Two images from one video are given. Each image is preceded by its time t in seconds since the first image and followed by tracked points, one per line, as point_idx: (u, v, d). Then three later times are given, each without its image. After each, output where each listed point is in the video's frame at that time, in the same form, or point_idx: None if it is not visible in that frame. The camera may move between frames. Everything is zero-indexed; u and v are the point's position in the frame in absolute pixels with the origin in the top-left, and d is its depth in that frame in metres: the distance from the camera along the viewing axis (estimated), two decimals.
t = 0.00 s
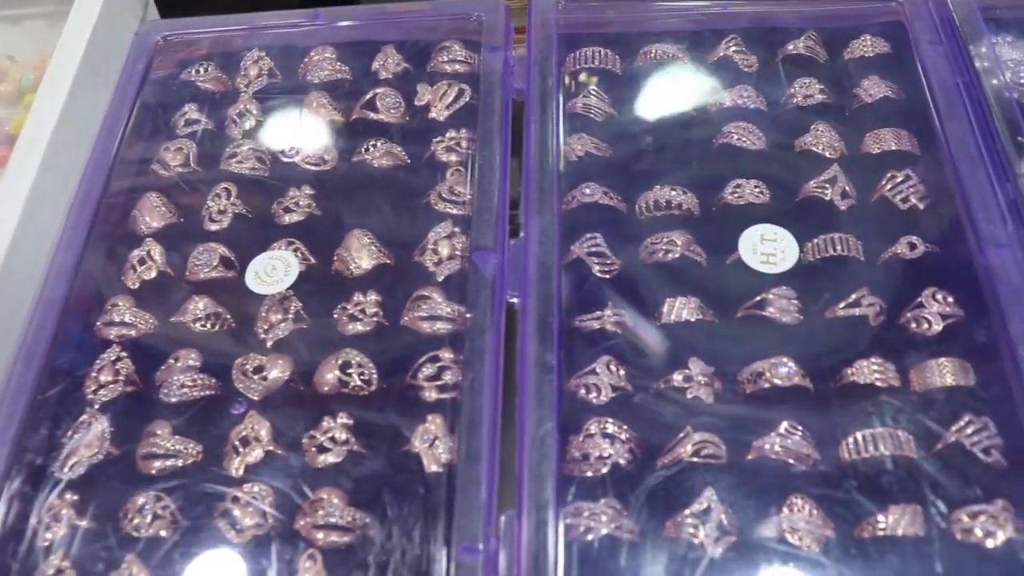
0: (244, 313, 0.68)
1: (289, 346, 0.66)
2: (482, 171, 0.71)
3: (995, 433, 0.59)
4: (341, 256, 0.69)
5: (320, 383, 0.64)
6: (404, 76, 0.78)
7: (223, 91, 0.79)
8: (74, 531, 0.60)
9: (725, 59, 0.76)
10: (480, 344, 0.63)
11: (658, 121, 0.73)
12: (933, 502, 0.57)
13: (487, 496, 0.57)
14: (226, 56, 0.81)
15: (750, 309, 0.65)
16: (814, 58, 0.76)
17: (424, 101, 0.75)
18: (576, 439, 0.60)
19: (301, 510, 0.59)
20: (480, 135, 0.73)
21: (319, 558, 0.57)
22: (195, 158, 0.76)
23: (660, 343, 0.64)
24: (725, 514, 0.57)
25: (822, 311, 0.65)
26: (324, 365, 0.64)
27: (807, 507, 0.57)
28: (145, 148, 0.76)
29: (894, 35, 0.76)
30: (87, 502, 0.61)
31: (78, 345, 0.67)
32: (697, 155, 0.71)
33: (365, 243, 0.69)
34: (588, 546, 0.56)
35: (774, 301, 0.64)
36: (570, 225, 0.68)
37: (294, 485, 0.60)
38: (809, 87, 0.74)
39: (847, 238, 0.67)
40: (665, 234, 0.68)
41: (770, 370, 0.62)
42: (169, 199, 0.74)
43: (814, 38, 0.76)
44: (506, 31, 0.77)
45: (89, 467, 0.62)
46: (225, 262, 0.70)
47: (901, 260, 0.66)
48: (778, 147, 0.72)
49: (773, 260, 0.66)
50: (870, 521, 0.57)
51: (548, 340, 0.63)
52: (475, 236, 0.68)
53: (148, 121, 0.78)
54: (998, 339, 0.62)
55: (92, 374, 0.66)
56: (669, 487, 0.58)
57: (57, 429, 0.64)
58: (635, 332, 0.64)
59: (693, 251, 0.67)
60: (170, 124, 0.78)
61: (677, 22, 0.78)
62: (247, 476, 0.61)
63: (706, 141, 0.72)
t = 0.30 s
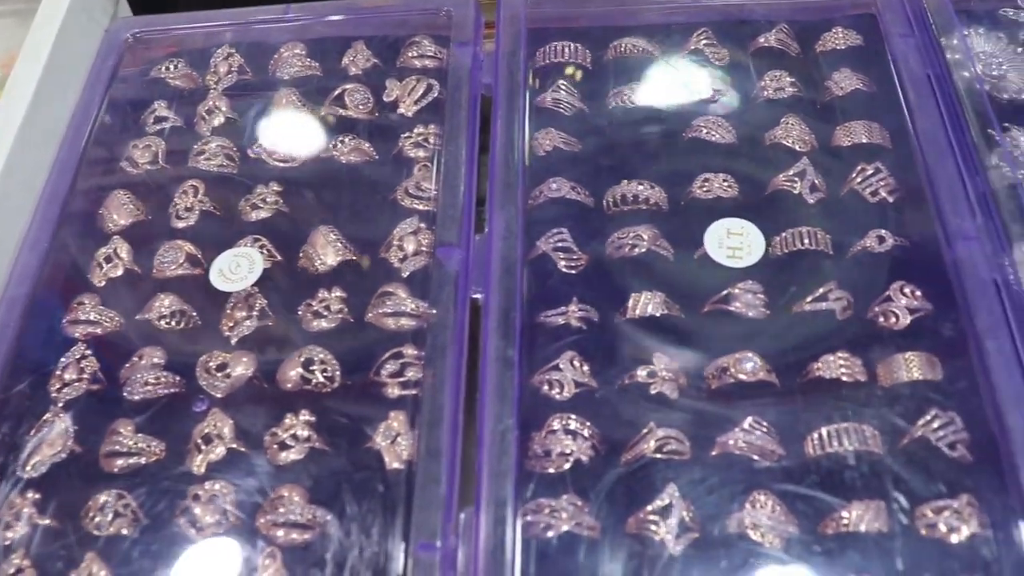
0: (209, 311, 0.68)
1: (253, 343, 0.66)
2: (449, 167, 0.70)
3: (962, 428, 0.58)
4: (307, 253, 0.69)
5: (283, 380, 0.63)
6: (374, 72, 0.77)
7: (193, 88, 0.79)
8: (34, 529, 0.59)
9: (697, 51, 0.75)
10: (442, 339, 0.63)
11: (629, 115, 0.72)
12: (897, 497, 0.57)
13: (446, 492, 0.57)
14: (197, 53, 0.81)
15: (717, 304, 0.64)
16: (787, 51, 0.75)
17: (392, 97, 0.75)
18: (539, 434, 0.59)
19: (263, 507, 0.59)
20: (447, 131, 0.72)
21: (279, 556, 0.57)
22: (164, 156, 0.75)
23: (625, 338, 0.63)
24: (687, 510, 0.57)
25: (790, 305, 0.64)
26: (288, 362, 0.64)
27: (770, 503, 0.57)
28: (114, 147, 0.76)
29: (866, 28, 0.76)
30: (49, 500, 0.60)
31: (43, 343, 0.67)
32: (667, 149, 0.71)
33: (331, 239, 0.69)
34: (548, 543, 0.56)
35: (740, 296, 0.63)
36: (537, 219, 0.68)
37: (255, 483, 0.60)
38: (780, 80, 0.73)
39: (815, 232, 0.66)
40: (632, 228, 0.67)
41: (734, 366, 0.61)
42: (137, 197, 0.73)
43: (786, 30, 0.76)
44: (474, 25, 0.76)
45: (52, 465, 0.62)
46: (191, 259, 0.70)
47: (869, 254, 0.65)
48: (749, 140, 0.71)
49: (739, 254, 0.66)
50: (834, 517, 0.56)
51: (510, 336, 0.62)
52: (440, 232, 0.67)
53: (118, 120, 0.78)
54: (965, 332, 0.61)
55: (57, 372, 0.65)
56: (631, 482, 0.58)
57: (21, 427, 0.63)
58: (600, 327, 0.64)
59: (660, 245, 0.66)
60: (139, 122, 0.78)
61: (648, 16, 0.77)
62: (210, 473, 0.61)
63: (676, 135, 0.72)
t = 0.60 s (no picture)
0: (169, 304, 0.68)
1: (212, 337, 0.66)
2: (410, 159, 0.70)
3: (922, 423, 0.57)
4: (267, 246, 0.68)
5: (240, 373, 0.63)
6: (339, 64, 0.77)
7: (159, 82, 0.78)
8: None
9: (664, 42, 0.74)
10: (397, 331, 0.62)
11: (595, 107, 0.72)
12: (855, 493, 0.56)
13: (396, 485, 0.57)
14: (163, 46, 0.80)
15: (676, 297, 0.63)
16: (753, 42, 0.74)
17: (356, 89, 0.75)
18: (494, 428, 0.59)
19: (215, 502, 0.58)
20: (409, 123, 0.72)
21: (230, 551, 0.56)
22: (128, 150, 0.75)
23: (583, 332, 0.62)
24: (641, 506, 0.56)
25: (751, 299, 0.63)
26: (244, 355, 0.64)
27: (725, 498, 0.56)
28: (78, 140, 0.76)
29: (836, 17, 0.75)
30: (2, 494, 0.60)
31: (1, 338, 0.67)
32: (632, 141, 0.70)
33: (291, 232, 0.68)
34: (499, 538, 0.55)
35: (700, 289, 0.63)
36: (499, 210, 0.67)
37: (208, 477, 0.60)
38: (747, 71, 0.73)
39: (778, 224, 0.65)
40: (593, 221, 0.66)
41: (693, 360, 0.60)
42: (100, 191, 0.73)
43: (755, 21, 0.75)
44: (439, 17, 0.76)
45: (7, 459, 0.61)
46: (151, 252, 0.69)
47: (833, 247, 0.64)
48: (715, 131, 0.71)
49: (699, 246, 0.65)
50: (791, 512, 0.55)
51: (463, 330, 0.62)
52: (398, 224, 0.66)
53: (83, 113, 0.77)
54: (927, 324, 0.60)
55: (15, 366, 0.65)
56: (585, 477, 0.57)
57: None
58: (559, 320, 0.63)
59: (620, 238, 0.65)
60: (105, 115, 0.77)
61: (615, 7, 0.77)
62: (164, 467, 0.60)
63: (641, 127, 0.71)
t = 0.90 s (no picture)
0: (127, 301, 0.68)
1: (167, 333, 0.65)
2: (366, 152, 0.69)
3: (875, 423, 0.56)
4: (224, 242, 0.68)
5: (193, 370, 0.63)
6: (304, 59, 0.77)
7: (125, 77, 0.78)
8: None
9: (628, 36, 0.74)
10: (347, 328, 0.61)
11: (556, 102, 0.71)
12: (804, 493, 0.55)
13: (339, 483, 0.56)
14: (129, 42, 0.80)
15: (630, 293, 0.62)
16: (719, 36, 0.73)
17: (319, 84, 0.74)
18: (442, 425, 0.59)
19: (164, 497, 0.58)
20: (367, 117, 0.71)
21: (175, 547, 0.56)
22: (91, 146, 0.75)
23: (535, 329, 0.62)
24: (586, 505, 0.55)
25: (706, 296, 0.62)
26: (197, 351, 0.64)
27: (671, 497, 0.55)
28: (41, 135, 0.76)
29: (803, 11, 0.74)
30: None
31: None
32: (592, 136, 0.70)
33: (248, 228, 0.68)
34: (442, 536, 0.55)
35: (653, 286, 0.62)
36: (456, 206, 0.67)
37: (158, 473, 0.60)
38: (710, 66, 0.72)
39: (736, 220, 0.64)
40: (549, 217, 0.65)
41: (643, 357, 0.59)
42: (63, 187, 0.73)
43: (720, 14, 0.74)
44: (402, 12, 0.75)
45: None
46: (110, 248, 0.69)
47: (791, 243, 0.63)
48: (677, 126, 0.70)
49: (652, 242, 0.64)
50: (737, 512, 0.55)
51: (411, 326, 0.61)
52: (353, 220, 0.66)
53: (47, 108, 0.77)
54: (881, 322, 0.60)
55: None
56: (532, 474, 0.57)
57: None
58: (513, 317, 0.63)
59: (577, 234, 0.65)
60: (69, 111, 0.77)
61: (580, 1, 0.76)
62: (114, 462, 0.60)
63: (601, 122, 0.70)
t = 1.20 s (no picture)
0: (84, 301, 0.67)
1: (121, 335, 0.65)
2: (321, 153, 0.68)
3: (826, 429, 0.56)
4: (181, 244, 0.68)
5: (145, 372, 0.63)
6: (267, 60, 0.76)
7: (90, 78, 0.78)
8: None
9: (590, 36, 0.73)
10: (296, 331, 0.61)
11: (516, 103, 0.71)
12: (750, 500, 0.54)
13: (283, 488, 0.56)
14: (94, 41, 0.80)
15: (582, 297, 0.62)
16: (684, 36, 0.72)
17: (280, 84, 0.74)
18: (389, 430, 0.58)
19: (113, 500, 0.58)
20: (324, 116, 0.69)
21: (121, 549, 0.57)
22: (54, 146, 0.75)
23: (487, 332, 0.62)
24: (530, 511, 0.55)
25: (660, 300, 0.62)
26: (149, 354, 0.64)
27: (618, 505, 0.54)
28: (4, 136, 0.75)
29: (769, 9, 0.73)
30: None
31: None
32: (551, 137, 0.69)
33: (204, 229, 0.68)
34: (383, 541, 0.55)
35: (604, 289, 0.61)
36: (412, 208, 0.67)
37: (107, 475, 0.60)
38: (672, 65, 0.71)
39: (691, 222, 0.63)
40: (503, 219, 0.65)
41: (592, 361, 0.59)
42: (23, 188, 0.73)
43: (685, 13, 0.73)
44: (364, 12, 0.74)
45: None
46: (68, 250, 0.69)
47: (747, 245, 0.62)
48: (637, 126, 0.69)
49: (604, 245, 0.64)
50: (683, 519, 0.54)
51: (359, 330, 0.61)
52: (306, 221, 0.65)
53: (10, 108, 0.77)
54: (832, 327, 0.59)
55: None
56: (478, 479, 0.57)
57: None
58: (465, 320, 0.62)
59: (531, 236, 0.64)
60: (32, 111, 0.77)
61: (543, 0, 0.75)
62: (64, 466, 0.60)
63: (560, 123, 0.70)
